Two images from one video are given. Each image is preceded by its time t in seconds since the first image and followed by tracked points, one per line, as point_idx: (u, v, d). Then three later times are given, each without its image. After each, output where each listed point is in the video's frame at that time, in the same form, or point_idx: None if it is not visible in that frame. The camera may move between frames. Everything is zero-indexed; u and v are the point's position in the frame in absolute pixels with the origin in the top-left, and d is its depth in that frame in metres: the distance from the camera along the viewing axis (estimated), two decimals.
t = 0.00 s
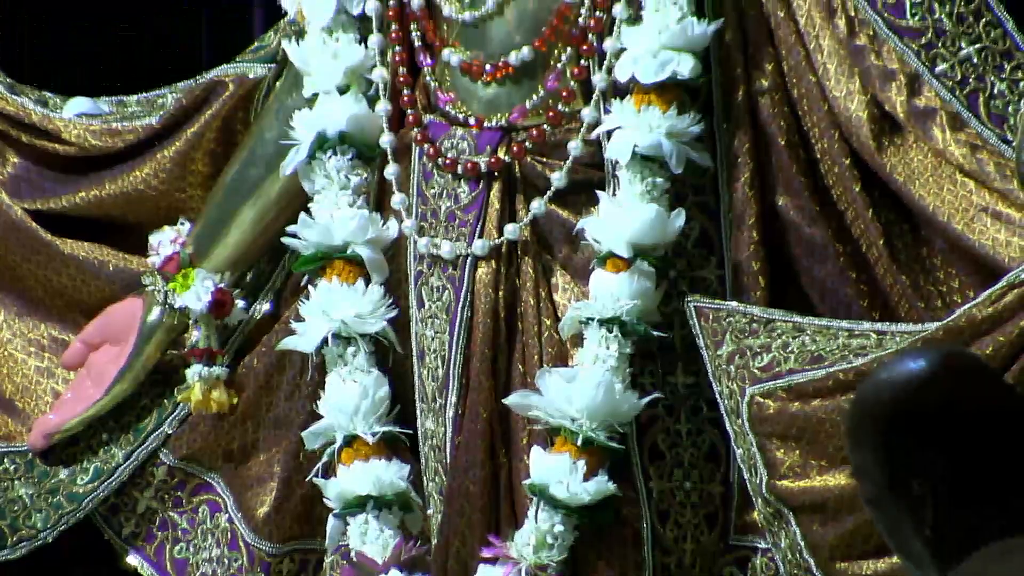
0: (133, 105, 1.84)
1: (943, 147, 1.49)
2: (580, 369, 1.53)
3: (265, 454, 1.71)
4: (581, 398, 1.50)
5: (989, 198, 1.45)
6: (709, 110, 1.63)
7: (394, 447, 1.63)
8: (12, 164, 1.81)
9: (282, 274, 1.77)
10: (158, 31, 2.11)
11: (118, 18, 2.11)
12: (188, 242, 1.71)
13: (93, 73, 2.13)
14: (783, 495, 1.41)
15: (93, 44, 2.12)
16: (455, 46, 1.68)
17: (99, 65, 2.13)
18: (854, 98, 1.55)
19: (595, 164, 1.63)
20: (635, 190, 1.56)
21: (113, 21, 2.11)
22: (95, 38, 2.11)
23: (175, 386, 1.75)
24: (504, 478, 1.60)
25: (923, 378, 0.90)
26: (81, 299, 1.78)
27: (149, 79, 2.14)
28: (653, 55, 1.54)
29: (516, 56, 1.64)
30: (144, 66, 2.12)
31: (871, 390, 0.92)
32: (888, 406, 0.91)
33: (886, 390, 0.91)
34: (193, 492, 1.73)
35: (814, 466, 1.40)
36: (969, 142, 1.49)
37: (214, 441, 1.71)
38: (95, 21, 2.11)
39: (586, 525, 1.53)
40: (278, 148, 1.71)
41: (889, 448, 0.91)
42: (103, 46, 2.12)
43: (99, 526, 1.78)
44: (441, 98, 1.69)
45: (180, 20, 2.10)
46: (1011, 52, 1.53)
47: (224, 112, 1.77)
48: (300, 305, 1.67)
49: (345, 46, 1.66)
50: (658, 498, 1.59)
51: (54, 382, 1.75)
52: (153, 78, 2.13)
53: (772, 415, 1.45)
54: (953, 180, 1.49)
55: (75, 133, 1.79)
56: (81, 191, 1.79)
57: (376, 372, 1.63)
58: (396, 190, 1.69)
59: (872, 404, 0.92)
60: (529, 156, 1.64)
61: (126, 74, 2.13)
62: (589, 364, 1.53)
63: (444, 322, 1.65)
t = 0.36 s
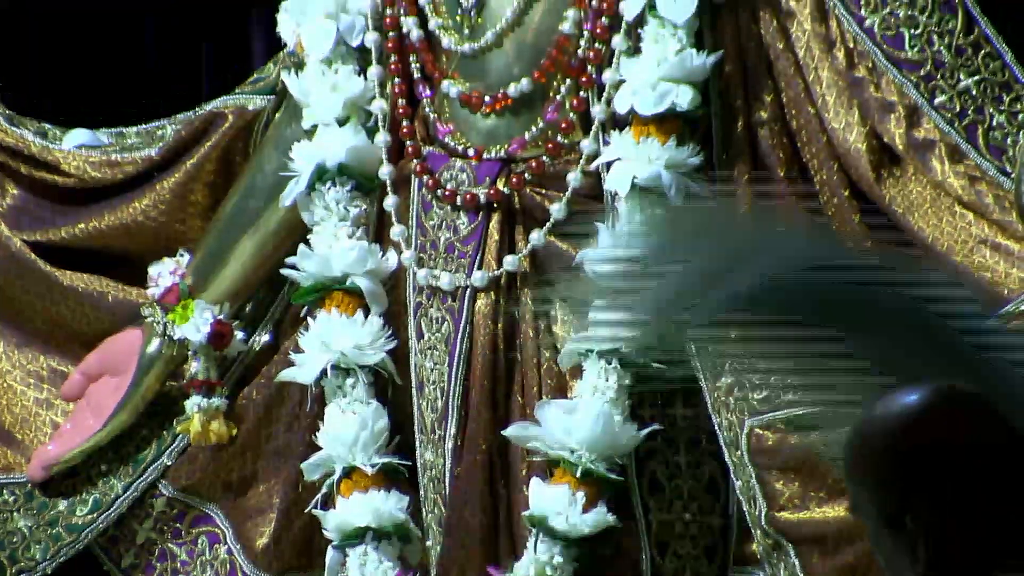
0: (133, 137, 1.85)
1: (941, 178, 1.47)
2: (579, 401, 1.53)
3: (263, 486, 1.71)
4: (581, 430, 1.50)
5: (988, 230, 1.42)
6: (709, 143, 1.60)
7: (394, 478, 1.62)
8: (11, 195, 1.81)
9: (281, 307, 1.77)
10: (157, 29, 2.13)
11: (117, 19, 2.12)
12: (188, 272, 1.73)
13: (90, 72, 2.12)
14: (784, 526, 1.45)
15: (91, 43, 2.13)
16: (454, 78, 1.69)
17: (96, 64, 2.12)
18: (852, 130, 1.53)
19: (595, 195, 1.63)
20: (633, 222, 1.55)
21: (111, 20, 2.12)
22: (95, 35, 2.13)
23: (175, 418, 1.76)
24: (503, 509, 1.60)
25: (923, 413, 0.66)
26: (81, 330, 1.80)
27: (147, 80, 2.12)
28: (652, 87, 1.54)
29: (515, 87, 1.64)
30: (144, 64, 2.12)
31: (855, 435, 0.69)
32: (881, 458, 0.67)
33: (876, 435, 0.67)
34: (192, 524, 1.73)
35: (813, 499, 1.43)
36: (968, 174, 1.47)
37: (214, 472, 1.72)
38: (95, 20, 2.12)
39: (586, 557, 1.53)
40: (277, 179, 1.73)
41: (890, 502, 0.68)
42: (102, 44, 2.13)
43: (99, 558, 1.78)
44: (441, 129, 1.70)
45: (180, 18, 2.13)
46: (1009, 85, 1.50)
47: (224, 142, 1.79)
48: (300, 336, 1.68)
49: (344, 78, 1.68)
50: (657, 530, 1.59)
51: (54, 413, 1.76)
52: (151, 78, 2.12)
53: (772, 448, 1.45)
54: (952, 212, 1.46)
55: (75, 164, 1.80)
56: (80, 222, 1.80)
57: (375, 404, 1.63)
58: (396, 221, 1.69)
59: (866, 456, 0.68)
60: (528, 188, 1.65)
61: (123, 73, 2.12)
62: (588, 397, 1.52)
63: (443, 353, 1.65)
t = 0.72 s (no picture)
0: (133, 168, 1.86)
1: (941, 210, 1.47)
2: (579, 432, 1.52)
3: (263, 517, 1.71)
4: (580, 462, 1.50)
5: (987, 261, 1.44)
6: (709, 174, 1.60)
7: (393, 510, 1.61)
8: (12, 227, 1.84)
9: (280, 340, 1.77)
10: (158, 29, 2.17)
11: (120, 20, 2.17)
12: (188, 304, 1.74)
13: (92, 71, 2.18)
14: (783, 559, 1.39)
15: (95, 43, 2.18)
16: (454, 110, 1.69)
17: (99, 64, 2.18)
18: (852, 162, 1.52)
19: (594, 227, 1.63)
20: (632, 253, 1.56)
21: (114, 20, 2.17)
22: (98, 36, 2.18)
23: (174, 449, 1.75)
24: (503, 541, 1.60)
25: (915, 445, 1.12)
26: (82, 362, 1.80)
27: (148, 80, 2.17)
28: (651, 119, 1.53)
29: (513, 119, 1.64)
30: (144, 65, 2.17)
31: (859, 460, 1.16)
32: (879, 476, 1.14)
33: (876, 459, 1.14)
34: (191, 555, 1.72)
35: (812, 530, 1.38)
36: (967, 205, 1.47)
37: (212, 504, 1.71)
38: (98, 21, 2.17)
39: None
40: (276, 211, 1.73)
41: (885, 513, 1.15)
42: (105, 44, 2.18)
43: None
44: (441, 161, 1.70)
45: (180, 18, 2.16)
46: (1008, 117, 1.49)
47: (224, 173, 1.79)
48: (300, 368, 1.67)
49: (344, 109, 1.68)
50: (657, 562, 1.58)
51: (54, 445, 1.77)
52: (151, 78, 2.16)
53: (771, 479, 1.43)
54: (951, 243, 1.47)
55: (74, 196, 1.82)
56: (80, 253, 1.81)
57: (375, 435, 1.62)
58: (395, 252, 1.70)
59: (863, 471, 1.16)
60: (527, 219, 1.65)
61: (124, 73, 2.18)
62: (586, 428, 1.52)
63: (442, 384, 1.65)
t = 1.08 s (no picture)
0: (133, 199, 1.86)
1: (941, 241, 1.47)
2: (579, 463, 1.52)
3: (263, 548, 1.70)
4: (580, 493, 1.49)
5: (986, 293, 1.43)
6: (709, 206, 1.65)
7: (393, 540, 1.61)
8: (12, 258, 1.83)
9: (281, 369, 1.78)
10: (158, 29, 2.18)
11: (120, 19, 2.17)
12: (188, 334, 1.73)
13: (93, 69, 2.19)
14: None
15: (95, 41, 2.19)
16: (454, 141, 1.70)
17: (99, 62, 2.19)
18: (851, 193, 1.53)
19: (595, 257, 1.63)
20: (633, 284, 1.55)
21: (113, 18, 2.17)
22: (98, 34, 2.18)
23: (174, 480, 1.76)
24: (502, 571, 1.60)
25: (923, 470, 0.92)
26: (79, 392, 1.81)
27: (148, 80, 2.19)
28: (651, 150, 1.54)
29: (514, 150, 1.65)
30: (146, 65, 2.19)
31: (869, 489, 0.95)
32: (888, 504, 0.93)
33: (886, 485, 0.93)
34: None
35: (813, 561, 1.39)
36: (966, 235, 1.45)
37: (211, 536, 1.71)
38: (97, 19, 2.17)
39: None
40: (276, 242, 1.73)
41: (890, 535, 0.93)
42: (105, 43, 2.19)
43: None
44: (441, 192, 1.71)
45: (180, 19, 2.17)
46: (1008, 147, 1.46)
47: (224, 204, 1.80)
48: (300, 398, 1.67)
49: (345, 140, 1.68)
50: None
51: (53, 476, 1.77)
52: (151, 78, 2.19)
53: (772, 511, 1.45)
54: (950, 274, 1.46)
55: (74, 226, 1.81)
56: (80, 284, 1.81)
57: (374, 466, 1.62)
58: (395, 283, 1.69)
59: (873, 502, 0.94)
60: (527, 249, 1.66)
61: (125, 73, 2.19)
62: (586, 459, 1.52)
63: (442, 415, 1.65)
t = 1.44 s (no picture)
0: (133, 229, 1.87)
1: (941, 272, 1.49)
2: (579, 495, 1.51)
3: None
4: (580, 524, 1.49)
5: (986, 324, 1.46)
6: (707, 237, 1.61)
7: (391, 571, 1.61)
8: (11, 289, 1.84)
9: (280, 400, 1.77)
10: (158, 29, 2.18)
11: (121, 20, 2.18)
12: (188, 365, 1.73)
13: (93, 71, 2.21)
14: None
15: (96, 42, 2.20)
16: (454, 172, 1.70)
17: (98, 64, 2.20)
18: (851, 224, 1.54)
19: (595, 288, 1.63)
20: (632, 315, 1.56)
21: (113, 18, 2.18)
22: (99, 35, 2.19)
23: (173, 511, 1.75)
24: None
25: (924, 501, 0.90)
26: (77, 423, 1.80)
27: (147, 78, 2.20)
28: (650, 181, 1.54)
29: (513, 181, 1.65)
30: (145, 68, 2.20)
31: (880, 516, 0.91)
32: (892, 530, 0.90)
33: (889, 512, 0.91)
34: None
35: None
36: (966, 267, 1.49)
37: (211, 567, 1.70)
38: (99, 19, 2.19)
39: None
40: (276, 272, 1.73)
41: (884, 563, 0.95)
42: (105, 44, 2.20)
43: None
44: (440, 223, 1.71)
45: (180, 18, 2.17)
46: (1007, 179, 1.51)
47: (223, 235, 1.80)
48: (300, 429, 1.66)
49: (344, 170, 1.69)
50: None
51: (52, 507, 1.76)
52: (151, 77, 2.20)
53: (770, 542, 1.42)
54: (951, 305, 1.48)
55: (74, 258, 1.82)
56: (80, 315, 1.82)
57: (374, 496, 1.62)
58: (395, 314, 1.70)
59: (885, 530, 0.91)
60: (526, 280, 1.65)
61: (124, 76, 2.21)
62: (586, 490, 1.52)
63: (442, 446, 1.65)
